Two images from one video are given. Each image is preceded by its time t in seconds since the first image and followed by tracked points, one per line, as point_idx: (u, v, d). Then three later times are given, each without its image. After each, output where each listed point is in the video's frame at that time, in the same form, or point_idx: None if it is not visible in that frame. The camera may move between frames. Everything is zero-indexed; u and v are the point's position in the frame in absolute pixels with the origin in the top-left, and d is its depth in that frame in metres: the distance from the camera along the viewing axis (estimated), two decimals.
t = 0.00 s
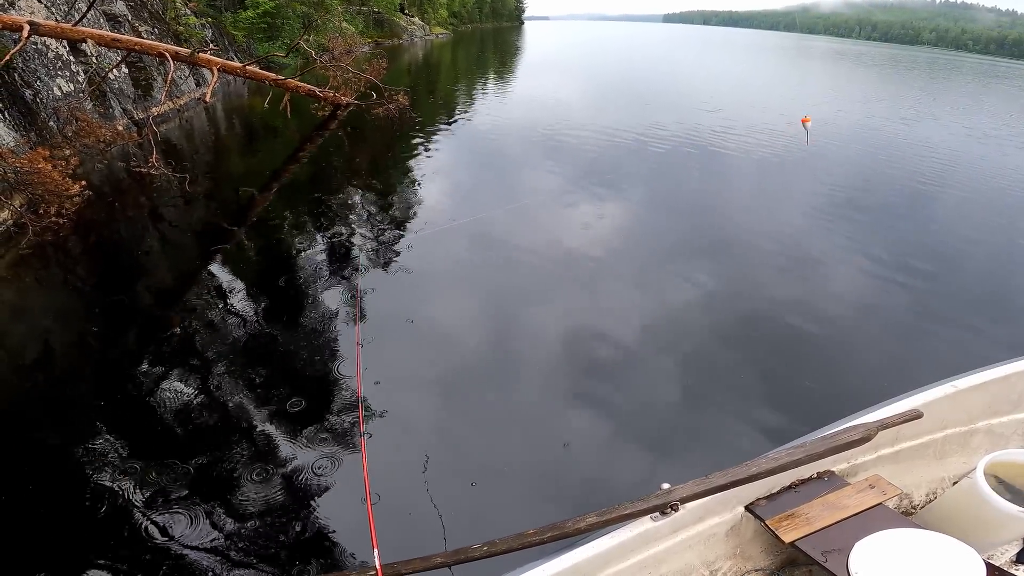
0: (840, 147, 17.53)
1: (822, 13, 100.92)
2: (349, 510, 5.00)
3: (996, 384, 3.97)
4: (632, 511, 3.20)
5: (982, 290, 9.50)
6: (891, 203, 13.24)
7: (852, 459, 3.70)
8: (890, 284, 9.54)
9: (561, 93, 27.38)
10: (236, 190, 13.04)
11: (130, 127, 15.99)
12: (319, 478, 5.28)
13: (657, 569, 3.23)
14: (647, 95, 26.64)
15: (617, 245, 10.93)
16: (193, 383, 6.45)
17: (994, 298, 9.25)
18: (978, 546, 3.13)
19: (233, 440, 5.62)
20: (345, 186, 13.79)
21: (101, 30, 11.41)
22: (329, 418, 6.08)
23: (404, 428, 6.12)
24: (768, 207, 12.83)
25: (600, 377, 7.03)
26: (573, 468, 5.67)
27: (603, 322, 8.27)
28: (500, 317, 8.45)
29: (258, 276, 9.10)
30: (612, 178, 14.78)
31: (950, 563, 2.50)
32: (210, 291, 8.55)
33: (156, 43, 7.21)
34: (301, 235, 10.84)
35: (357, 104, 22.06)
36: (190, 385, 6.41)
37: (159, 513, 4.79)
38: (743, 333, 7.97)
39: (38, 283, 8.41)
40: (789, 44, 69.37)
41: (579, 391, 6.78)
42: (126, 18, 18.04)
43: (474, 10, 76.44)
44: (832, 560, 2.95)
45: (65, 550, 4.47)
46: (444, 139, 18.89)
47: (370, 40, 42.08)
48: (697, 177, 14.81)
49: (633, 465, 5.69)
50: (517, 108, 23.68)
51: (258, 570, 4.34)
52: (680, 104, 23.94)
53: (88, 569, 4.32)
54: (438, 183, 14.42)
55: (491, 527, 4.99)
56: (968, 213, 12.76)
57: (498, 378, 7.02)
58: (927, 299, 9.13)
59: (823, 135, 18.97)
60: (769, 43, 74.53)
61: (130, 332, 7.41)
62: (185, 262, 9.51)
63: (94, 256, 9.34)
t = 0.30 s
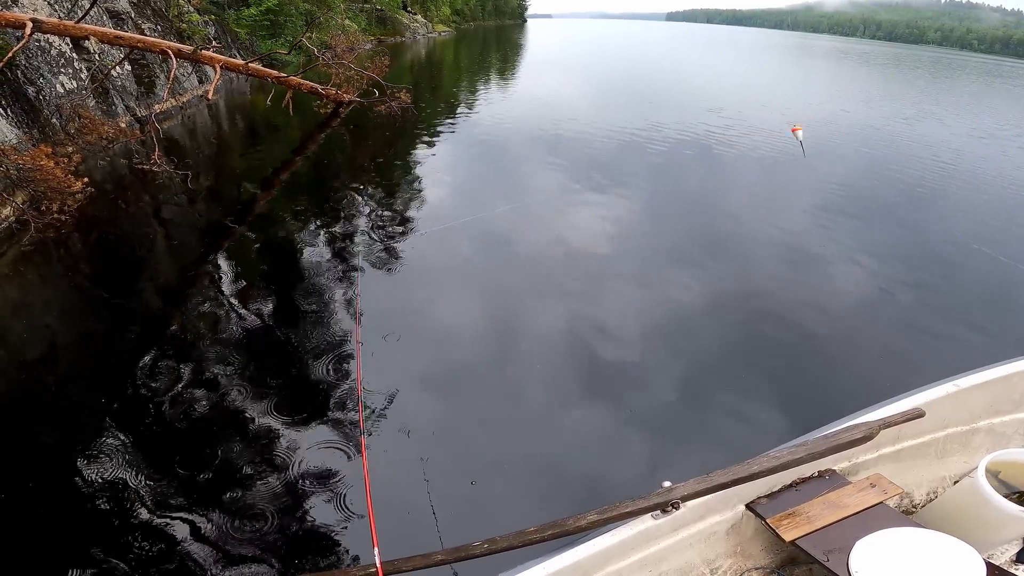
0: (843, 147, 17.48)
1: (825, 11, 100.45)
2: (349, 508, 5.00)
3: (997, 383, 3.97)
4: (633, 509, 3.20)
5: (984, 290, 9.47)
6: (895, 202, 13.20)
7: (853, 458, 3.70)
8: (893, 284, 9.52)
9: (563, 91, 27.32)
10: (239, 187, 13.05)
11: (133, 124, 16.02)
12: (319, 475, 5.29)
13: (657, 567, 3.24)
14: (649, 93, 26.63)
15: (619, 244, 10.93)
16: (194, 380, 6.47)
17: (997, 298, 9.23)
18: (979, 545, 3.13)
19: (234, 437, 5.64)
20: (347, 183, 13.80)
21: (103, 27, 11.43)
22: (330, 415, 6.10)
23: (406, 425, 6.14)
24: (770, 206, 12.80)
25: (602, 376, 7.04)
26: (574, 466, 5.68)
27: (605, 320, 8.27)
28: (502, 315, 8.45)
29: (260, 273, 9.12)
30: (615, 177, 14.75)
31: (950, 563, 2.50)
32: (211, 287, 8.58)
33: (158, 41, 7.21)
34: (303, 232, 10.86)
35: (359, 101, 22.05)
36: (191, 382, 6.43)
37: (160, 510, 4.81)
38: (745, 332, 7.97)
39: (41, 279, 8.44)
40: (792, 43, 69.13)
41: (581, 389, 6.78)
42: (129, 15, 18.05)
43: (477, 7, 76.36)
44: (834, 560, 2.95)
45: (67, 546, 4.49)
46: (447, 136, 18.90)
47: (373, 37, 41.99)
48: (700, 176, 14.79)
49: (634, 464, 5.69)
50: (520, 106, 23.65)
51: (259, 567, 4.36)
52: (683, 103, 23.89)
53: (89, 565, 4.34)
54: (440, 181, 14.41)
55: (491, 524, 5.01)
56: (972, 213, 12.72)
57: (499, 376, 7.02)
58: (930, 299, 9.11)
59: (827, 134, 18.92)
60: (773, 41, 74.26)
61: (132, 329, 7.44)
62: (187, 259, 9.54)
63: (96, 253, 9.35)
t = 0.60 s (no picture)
0: (845, 145, 17.46)
1: (828, 10, 100.19)
2: (348, 507, 5.01)
3: (997, 382, 3.96)
4: (632, 507, 3.22)
5: (985, 290, 9.46)
6: (896, 202, 13.18)
7: (853, 456, 3.71)
8: (894, 283, 9.51)
9: (565, 89, 27.29)
10: (240, 185, 13.05)
11: (134, 122, 16.04)
12: (319, 471, 5.31)
13: (656, 565, 3.24)
14: (651, 92, 26.61)
15: (620, 242, 10.93)
16: (195, 376, 6.49)
17: (998, 297, 9.22)
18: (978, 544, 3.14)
19: (236, 434, 5.64)
20: (348, 181, 13.80)
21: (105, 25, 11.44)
22: (332, 413, 6.10)
23: (406, 422, 6.16)
24: (772, 205, 12.78)
25: (601, 374, 7.04)
26: (574, 464, 5.69)
27: (605, 318, 8.28)
28: (502, 313, 8.46)
29: (262, 270, 9.14)
30: (616, 175, 14.73)
31: (952, 563, 2.50)
32: (213, 284, 8.60)
33: (159, 38, 7.19)
34: (304, 229, 10.87)
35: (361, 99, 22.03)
36: (194, 379, 6.44)
37: (162, 508, 4.82)
38: (745, 330, 7.97)
39: (41, 276, 8.46)
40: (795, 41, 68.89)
41: (581, 387, 6.78)
42: (130, 13, 18.05)
43: (479, 5, 76.37)
44: (836, 561, 2.94)
45: (70, 544, 4.50)
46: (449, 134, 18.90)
47: (374, 34, 41.95)
48: (701, 174, 14.78)
49: (633, 462, 5.69)
50: (521, 104, 23.63)
51: (260, 565, 4.36)
52: (685, 101, 23.85)
53: (92, 563, 4.35)
54: (442, 179, 14.41)
55: (491, 522, 5.02)
56: (973, 212, 12.71)
57: (500, 374, 7.04)
58: (930, 299, 9.10)
59: (829, 133, 18.90)
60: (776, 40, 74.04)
61: (134, 326, 7.45)
62: (188, 256, 9.56)
63: (97, 251, 9.36)
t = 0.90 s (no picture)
0: (846, 145, 17.43)
1: (831, 9, 99.98)
2: (347, 505, 5.01)
3: (997, 381, 3.94)
4: (630, 505, 3.21)
5: (986, 289, 9.45)
6: (897, 201, 13.16)
7: (852, 455, 3.70)
8: (895, 283, 9.49)
9: (566, 87, 27.26)
10: (240, 183, 13.05)
11: (135, 120, 16.04)
12: (320, 469, 5.32)
13: (655, 563, 3.24)
14: (653, 90, 26.59)
15: (620, 241, 10.91)
16: (196, 373, 6.51)
17: (999, 296, 9.21)
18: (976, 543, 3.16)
19: (236, 432, 5.64)
20: (349, 179, 13.80)
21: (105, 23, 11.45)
22: (331, 412, 6.09)
23: (405, 420, 6.16)
24: (773, 204, 12.76)
25: (601, 373, 7.04)
26: (573, 462, 5.69)
27: (605, 317, 8.28)
28: (502, 311, 8.45)
29: (263, 268, 9.15)
30: (617, 174, 14.71)
31: (949, 563, 2.49)
32: (214, 282, 8.61)
33: (160, 36, 7.20)
34: (305, 227, 10.88)
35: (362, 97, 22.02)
36: (194, 377, 6.44)
37: (160, 505, 4.82)
38: (744, 329, 7.96)
39: (41, 274, 8.46)
40: (797, 41, 68.70)
41: (581, 386, 6.78)
42: (132, 11, 18.05)
43: (481, 4, 76.31)
44: (833, 559, 2.94)
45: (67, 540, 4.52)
46: (450, 132, 18.90)
47: (376, 33, 41.93)
48: (702, 173, 14.77)
49: (633, 461, 5.69)
50: (522, 103, 23.60)
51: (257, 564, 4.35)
52: (686, 100, 23.82)
53: (89, 560, 4.36)
54: (442, 177, 14.40)
55: (490, 521, 5.02)
56: (975, 212, 12.67)
57: (499, 372, 7.04)
58: (931, 298, 9.08)
59: (830, 132, 18.86)
60: (778, 39, 73.88)
61: (135, 323, 7.46)
62: (188, 253, 9.57)
63: (97, 248, 9.37)
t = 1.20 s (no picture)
0: (847, 145, 17.40)
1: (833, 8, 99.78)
2: (345, 503, 5.02)
3: (995, 381, 3.94)
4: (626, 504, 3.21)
5: (986, 289, 9.45)
6: (898, 201, 13.14)
7: (849, 454, 3.70)
8: (895, 283, 9.49)
9: (567, 87, 27.23)
10: (240, 182, 13.05)
11: (136, 119, 16.05)
12: (319, 467, 5.34)
13: (651, 562, 3.24)
14: (653, 90, 26.57)
15: (620, 240, 10.91)
16: (195, 372, 6.52)
17: (999, 297, 9.20)
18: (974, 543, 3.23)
19: (234, 432, 5.65)
20: (349, 178, 13.80)
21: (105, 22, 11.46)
22: (330, 410, 6.10)
23: (403, 419, 6.16)
24: (774, 204, 12.75)
25: (600, 372, 7.04)
26: (569, 460, 5.70)
27: (604, 316, 8.29)
28: (502, 310, 8.46)
29: (262, 267, 9.16)
30: (617, 173, 14.69)
31: (945, 563, 2.50)
32: (213, 281, 8.62)
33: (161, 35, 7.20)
34: (305, 226, 10.89)
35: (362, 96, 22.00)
36: (194, 376, 6.45)
37: (158, 505, 4.82)
38: (743, 329, 7.96)
39: (41, 272, 8.48)
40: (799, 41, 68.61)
41: (579, 385, 6.78)
42: (132, 10, 18.04)
43: (482, 3, 76.33)
44: (828, 558, 2.95)
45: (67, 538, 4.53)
46: (451, 131, 18.89)
47: (376, 32, 41.94)
48: (702, 173, 14.75)
49: (631, 460, 5.70)
50: (523, 102, 23.58)
51: (256, 563, 4.36)
52: (687, 100, 23.79)
53: (89, 560, 4.35)
54: (442, 176, 14.40)
55: (489, 519, 5.03)
56: (976, 212, 12.65)
57: (498, 371, 7.04)
58: (931, 299, 9.07)
59: (831, 132, 18.84)
60: (779, 39, 73.79)
61: (134, 322, 7.46)
62: (188, 252, 9.59)
63: (97, 247, 9.38)
